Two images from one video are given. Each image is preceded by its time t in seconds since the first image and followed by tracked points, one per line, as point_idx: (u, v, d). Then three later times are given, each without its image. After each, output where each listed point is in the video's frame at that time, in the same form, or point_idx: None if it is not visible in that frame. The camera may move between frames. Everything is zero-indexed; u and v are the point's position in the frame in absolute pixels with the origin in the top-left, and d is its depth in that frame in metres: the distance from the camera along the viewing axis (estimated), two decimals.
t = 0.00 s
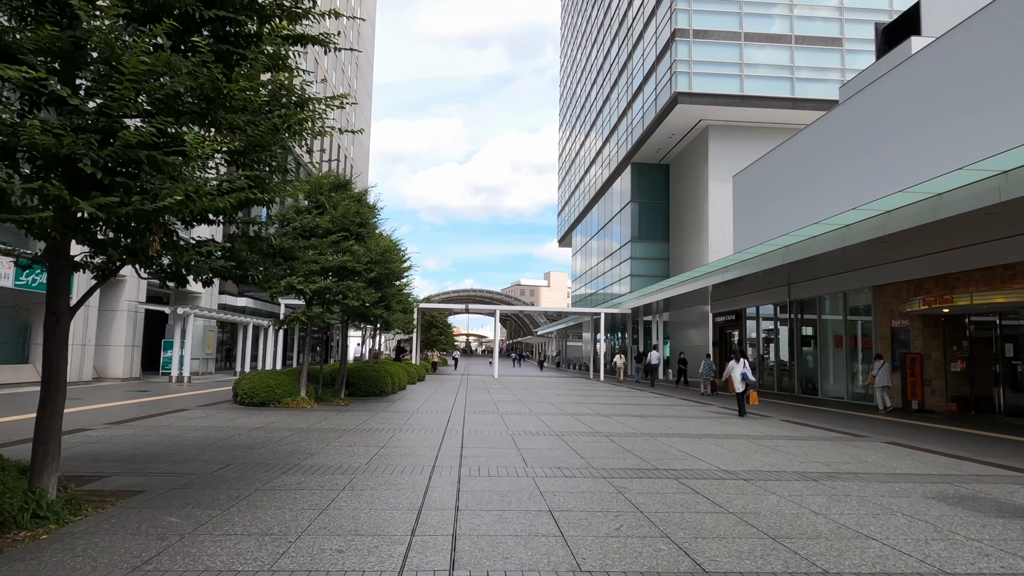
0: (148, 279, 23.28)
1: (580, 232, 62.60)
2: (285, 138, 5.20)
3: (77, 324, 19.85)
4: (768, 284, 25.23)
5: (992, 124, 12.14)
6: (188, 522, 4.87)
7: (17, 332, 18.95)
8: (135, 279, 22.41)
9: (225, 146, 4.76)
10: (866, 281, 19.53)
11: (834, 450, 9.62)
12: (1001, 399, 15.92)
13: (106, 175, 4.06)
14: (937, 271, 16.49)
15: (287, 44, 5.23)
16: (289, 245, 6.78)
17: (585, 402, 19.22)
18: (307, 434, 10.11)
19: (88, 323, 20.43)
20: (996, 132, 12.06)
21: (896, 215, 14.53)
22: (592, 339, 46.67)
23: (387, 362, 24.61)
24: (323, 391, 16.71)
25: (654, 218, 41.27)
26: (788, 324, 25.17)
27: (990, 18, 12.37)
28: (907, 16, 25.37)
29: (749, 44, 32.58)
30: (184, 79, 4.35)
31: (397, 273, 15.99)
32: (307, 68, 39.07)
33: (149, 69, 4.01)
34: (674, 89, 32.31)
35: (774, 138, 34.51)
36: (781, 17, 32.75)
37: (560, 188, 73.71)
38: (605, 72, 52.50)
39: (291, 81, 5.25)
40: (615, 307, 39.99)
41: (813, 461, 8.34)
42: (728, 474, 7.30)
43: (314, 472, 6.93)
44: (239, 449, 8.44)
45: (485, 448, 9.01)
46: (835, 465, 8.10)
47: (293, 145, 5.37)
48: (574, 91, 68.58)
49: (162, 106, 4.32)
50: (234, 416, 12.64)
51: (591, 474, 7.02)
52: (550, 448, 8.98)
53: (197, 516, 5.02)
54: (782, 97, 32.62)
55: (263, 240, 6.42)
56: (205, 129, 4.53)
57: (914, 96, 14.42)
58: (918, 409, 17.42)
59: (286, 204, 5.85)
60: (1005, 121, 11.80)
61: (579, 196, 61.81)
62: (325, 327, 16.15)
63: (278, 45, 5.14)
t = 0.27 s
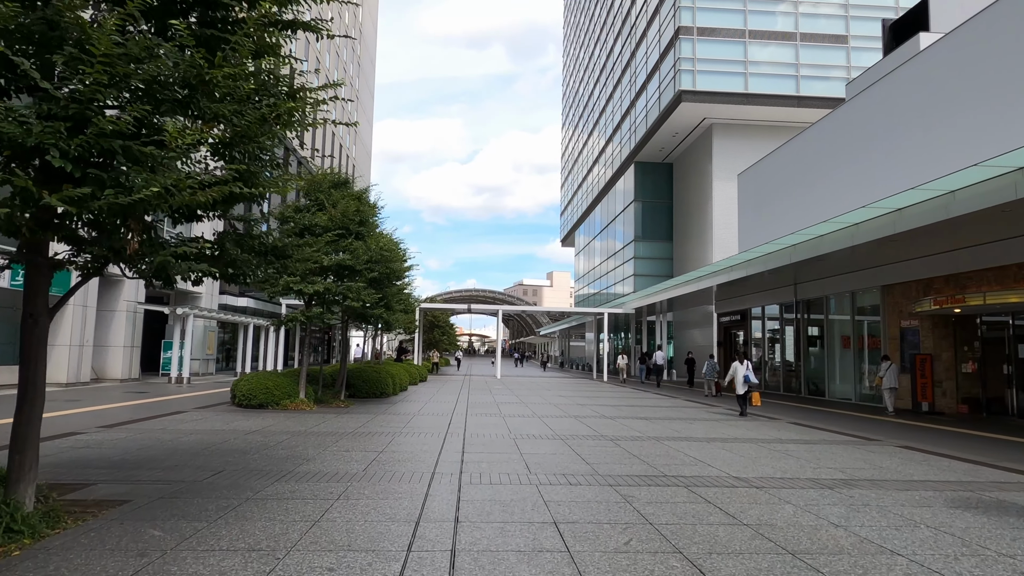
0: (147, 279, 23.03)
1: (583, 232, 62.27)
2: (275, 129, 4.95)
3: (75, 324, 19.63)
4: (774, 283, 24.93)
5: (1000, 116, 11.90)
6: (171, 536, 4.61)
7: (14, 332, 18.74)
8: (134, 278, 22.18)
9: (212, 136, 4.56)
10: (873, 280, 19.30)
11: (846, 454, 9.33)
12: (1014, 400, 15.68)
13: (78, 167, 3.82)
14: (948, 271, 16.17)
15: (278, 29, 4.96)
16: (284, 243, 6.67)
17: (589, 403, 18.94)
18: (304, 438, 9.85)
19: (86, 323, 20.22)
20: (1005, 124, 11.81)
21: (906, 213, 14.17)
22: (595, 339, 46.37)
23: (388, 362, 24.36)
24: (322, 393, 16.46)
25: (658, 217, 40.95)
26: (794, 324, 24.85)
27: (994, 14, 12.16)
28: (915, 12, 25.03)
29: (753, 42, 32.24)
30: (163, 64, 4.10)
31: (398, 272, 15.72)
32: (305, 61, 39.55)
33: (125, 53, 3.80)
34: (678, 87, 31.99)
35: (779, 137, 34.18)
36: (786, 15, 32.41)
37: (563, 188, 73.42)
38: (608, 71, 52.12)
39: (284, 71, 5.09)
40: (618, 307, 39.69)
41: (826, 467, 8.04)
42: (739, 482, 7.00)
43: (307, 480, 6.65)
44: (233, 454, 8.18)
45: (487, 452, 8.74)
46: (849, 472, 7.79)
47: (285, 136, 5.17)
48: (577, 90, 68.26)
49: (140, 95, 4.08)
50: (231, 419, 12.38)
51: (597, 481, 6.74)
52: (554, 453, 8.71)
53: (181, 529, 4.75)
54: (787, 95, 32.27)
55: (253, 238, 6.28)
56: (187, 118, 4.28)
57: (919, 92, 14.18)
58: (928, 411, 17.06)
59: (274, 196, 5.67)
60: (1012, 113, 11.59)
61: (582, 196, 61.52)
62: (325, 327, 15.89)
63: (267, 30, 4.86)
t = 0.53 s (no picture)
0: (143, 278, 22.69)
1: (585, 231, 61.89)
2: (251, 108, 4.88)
3: (70, 324, 19.34)
4: (779, 281, 24.58)
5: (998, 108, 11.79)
6: (143, 546, 4.28)
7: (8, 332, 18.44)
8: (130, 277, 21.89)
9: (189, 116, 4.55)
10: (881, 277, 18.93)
11: (861, 456, 8.96)
12: None
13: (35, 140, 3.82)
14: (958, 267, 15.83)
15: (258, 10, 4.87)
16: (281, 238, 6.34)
17: (592, 402, 18.59)
18: (299, 439, 9.51)
19: (81, 322, 19.92)
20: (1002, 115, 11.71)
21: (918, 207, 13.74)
22: (597, 339, 46.02)
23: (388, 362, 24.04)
24: (320, 393, 16.14)
25: (660, 216, 40.58)
26: (800, 322, 24.47)
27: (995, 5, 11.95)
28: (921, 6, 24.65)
29: (757, 38, 31.86)
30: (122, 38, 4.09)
31: (397, 269, 15.38)
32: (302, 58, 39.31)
33: (86, 18, 3.85)
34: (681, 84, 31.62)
35: (783, 134, 33.81)
36: (790, 10, 32.02)
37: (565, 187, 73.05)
38: (610, 69, 51.74)
39: (271, 53, 5.11)
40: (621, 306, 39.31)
41: (840, 469, 7.69)
42: (751, 485, 6.66)
43: (296, 482, 6.32)
44: (222, 456, 7.84)
45: (486, 454, 8.40)
46: (866, 474, 7.44)
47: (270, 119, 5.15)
48: (578, 88, 67.92)
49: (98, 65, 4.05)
50: (225, 419, 12.05)
51: (601, 484, 6.41)
52: (556, 454, 8.36)
53: (157, 537, 4.42)
54: (791, 91, 31.88)
55: (242, 228, 5.96)
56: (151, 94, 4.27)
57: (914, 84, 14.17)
58: (939, 410, 16.67)
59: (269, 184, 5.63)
60: (1010, 104, 11.48)
61: (584, 194, 61.17)
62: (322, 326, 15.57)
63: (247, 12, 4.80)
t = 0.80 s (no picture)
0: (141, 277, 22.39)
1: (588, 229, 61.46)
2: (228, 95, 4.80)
3: (65, 324, 19.05)
4: (786, 279, 24.17)
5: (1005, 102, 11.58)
6: (110, 566, 3.94)
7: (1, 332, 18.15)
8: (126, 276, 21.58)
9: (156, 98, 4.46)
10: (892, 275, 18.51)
11: (879, 461, 8.55)
12: None
13: None
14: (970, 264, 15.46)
15: None
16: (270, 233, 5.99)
17: (595, 403, 18.21)
18: (293, 443, 9.17)
19: (77, 322, 19.64)
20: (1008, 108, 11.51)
21: (932, 203, 13.32)
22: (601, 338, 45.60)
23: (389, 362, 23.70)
24: (318, 394, 15.81)
25: (664, 214, 40.13)
26: (807, 321, 24.05)
27: None
28: None
29: (762, 34, 31.41)
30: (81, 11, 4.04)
31: (396, 268, 15.03)
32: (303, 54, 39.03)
33: None
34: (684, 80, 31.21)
35: (788, 131, 33.36)
36: (795, 6, 31.57)
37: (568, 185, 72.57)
38: (612, 66, 51.26)
39: (252, 36, 5.03)
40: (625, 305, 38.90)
41: (859, 476, 7.32)
42: (766, 494, 6.30)
43: (286, 491, 5.99)
44: (210, 462, 7.51)
45: (486, 459, 8.02)
46: (886, 482, 7.07)
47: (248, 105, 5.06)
48: (581, 86, 67.47)
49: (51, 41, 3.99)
50: (219, 422, 11.73)
51: (608, 493, 6.07)
52: (559, 460, 8.00)
53: (129, 556, 4.09)
54: (796, 88, 31.43)
55: (225, 223, 5.64)
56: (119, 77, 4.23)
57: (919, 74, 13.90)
58: (952, 411, 16.27)
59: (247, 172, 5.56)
60: (1016, 95, 11.25)
61: (586, 193, 60.75)
62: (320, 325, 15.24)
63: None
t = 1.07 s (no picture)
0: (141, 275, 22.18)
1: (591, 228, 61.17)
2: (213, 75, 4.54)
3: (63, 323, 18.81)
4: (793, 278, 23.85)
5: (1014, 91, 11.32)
6: None
7: None
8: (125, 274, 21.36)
9: (132, 75, 4.25)
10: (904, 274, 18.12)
11: (895, 464, 8.26)
12: None
13: None
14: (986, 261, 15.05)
15: None
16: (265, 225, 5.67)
17: (600, 404, 17.92)
18: (290, 444, 8.90)
19: (75, 321, 19.40)
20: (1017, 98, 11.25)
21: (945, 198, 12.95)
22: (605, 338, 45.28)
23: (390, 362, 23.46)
24: (318, 394, 15.56)
25: (668, 213, 39.78)
26: (815, 320, 23.71)
27: None
28: None
29: (767, 31, 31.06)
30: None
31: (397, 266, 14.76)
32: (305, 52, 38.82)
33: None
34: (689, 77, 30.87)
35: (794, 128, 33.02)
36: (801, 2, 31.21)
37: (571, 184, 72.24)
38: (616, 64, 50.95)
39: (245, 16, 4.84)
40: (629, 304, 38.59)
41: (877, 479, 7.01)
42: (781, 499, 6.01)
43: (278, 495, 5.71)
44: (202, 464, 7.24)
45: (487, 462, 7.74)
46: (906, 486, 6.75)
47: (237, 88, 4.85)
48: (584, 85, 67.14)
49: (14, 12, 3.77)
50: (215, 422, 11.48)
51: (616, 498, 5.79)
52: (564, 462, 7.72)
53: (105, 567, 3.83)
54: (802, 85, 31.08)
55: (212, 214, 5.32)
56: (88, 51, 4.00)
57: (926, 68, 13.66)
58: (965, 411, 15.93)
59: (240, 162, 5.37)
60: None
61: (589, 192, 60.46)
62: (320, 324, 14.99)
63: None
